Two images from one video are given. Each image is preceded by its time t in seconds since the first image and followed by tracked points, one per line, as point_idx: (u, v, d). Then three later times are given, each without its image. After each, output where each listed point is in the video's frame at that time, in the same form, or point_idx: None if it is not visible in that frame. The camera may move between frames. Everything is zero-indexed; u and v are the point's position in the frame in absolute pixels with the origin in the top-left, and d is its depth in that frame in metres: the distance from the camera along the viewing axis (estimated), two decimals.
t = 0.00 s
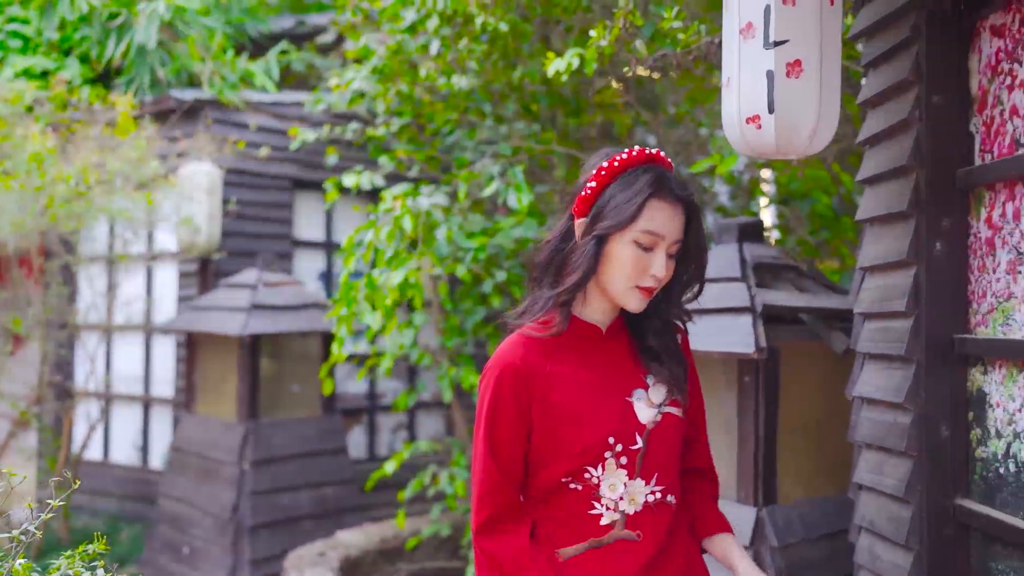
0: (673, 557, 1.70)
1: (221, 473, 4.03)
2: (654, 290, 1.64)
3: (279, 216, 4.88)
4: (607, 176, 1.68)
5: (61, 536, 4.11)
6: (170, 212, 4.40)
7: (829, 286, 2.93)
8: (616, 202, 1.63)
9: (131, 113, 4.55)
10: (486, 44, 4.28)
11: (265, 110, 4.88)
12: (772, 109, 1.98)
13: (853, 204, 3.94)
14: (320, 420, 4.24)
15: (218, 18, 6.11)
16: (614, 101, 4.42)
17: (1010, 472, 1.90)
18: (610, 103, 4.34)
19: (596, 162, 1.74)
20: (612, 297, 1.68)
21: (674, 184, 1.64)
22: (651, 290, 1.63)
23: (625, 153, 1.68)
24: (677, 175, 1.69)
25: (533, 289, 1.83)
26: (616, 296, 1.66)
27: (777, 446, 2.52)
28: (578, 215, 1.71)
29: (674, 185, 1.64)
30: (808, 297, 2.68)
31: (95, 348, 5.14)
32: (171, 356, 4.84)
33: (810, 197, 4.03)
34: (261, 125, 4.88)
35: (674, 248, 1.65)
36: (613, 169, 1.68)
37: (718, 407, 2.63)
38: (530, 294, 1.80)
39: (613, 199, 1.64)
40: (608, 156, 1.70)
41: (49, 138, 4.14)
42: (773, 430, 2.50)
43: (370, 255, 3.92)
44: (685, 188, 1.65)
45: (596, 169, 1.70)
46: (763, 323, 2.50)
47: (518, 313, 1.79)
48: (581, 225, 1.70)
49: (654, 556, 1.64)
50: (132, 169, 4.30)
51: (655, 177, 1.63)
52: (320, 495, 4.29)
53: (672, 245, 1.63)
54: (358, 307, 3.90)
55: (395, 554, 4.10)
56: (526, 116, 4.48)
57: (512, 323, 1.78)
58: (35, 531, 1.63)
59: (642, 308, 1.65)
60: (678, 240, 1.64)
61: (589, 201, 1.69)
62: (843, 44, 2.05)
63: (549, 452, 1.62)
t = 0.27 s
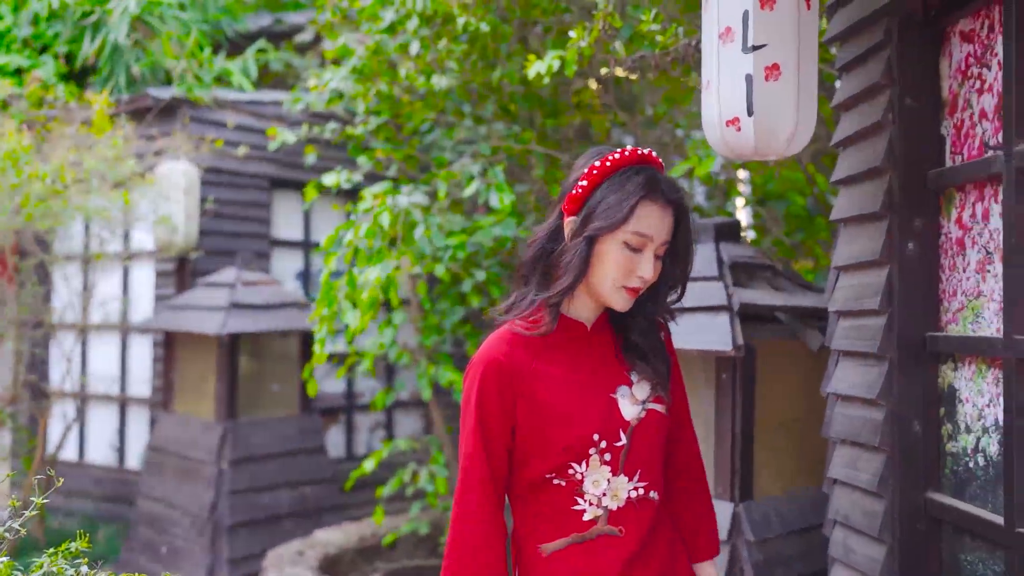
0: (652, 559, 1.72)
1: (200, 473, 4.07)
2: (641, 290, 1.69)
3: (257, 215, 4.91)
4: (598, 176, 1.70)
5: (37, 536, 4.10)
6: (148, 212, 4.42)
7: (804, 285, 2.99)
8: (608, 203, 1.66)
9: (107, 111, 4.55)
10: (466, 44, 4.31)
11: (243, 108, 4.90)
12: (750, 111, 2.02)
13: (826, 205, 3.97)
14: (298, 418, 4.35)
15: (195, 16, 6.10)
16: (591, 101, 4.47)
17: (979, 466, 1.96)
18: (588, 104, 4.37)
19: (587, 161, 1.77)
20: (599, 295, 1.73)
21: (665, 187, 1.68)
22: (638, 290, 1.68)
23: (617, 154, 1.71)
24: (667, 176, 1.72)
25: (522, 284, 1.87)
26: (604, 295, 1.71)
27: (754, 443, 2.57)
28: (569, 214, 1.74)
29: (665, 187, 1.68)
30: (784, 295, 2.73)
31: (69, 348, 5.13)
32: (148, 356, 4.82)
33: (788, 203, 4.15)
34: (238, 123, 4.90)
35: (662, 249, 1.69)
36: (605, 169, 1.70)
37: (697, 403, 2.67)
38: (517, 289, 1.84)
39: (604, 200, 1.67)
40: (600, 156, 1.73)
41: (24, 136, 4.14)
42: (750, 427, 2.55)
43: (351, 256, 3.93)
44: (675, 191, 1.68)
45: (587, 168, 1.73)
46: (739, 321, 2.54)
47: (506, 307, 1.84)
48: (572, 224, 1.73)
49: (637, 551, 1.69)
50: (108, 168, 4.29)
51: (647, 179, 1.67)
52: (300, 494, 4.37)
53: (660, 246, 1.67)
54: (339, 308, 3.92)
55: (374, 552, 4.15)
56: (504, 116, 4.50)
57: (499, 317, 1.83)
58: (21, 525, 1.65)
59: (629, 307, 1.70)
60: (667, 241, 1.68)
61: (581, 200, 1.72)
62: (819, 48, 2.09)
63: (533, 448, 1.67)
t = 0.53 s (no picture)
0: (638, 558, 1.74)
1: (183, 473, 4.10)
2: (632, 289, 1.72)
3: (240, 215, 5.02)
4: (592, 175, 1.73)
5: (19, 537, 4.11)
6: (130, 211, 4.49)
7: (784, 284, 3.03)
8: (602, 203, 1.69)
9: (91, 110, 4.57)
10: (449, 45, 4.34)
11: (226, 108, 5.04)
12: (732, 114, 2.05)
13: (806, 207, 4.11)
14: (281, 418, 4.41)
15: (177, 14, 6.10)
16: (574, 103, 4.53)
17: (954, 462, 2.01)
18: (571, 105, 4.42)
19: (580, 160, 1.80)
20: (590, 294, 1.75)
21: (658, 187, 1.71)
22: (629, 289, 1.71)
23: (611, 154, 1.74)
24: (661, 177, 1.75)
25: (513, 281, 1.89)
26: (595, 294, 1.74)
27: (735, 441, 2.61)
28: (562, 213, 1.77)
29: (658, 188, 1.71)
30: (765, 295, 2.77)
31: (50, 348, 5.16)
32: (129, 356, 4.95)
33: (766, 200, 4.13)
34: (221, 123, 5.04)
35: (654, 249, 1.72)
36: (599, 168, 1.73)
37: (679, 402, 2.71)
38: (509, 287, 1.87)
39: (598, 200, 1.70)
40: (594, 156, 1.75)
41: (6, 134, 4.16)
42: (731, 426, 2.58)
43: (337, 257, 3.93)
44: (667, 191, 1.71)
45: (581, 167, 1.75)
46: (721, 320, 2.57)
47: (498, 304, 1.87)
48: (565, 223, 1.75)
49: (623, 549, 1.71)
50: (92, 167, 4.33)
51: (640, 179, 1.69)
52: (284, 493, 4.41)
53: (652, 246, 1.70)
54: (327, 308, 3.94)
55: (357, 551, 4.16)
56: (487, 117, 4.53)
57: (491, 314, 1.86)
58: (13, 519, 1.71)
59: (619, 306, 1.73)
60: (658, 241, 1.71)
61: (574, 199, 1.74)
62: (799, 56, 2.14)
63: (521, 445, 1.71)
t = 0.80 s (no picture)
0: (628, 558, 1.78)
1: (168, 473, 4.16)
2: (625, 291, 1.74)
3: (224, 214, 5.09)
4: (588, 178, 1.76)
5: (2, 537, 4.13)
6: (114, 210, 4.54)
7: (765, 284, 3.08)
8: (597, 206, 1.71)
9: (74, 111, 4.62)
10: (435, 46, 4.36)
11: (210, 108, 5.06)
12: (714, 117, 2.09)
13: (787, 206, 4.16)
14: (265, 418, 4.49)
15: (160, 13, 6.09)
16: (558, 103, 4.59)
17: (930, 459, 2.05)
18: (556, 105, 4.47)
19: (576, 162, 1.82)
20: (584, 296, 1.78)
21: (653, 192, 1.73)
22: (622, 292, 1.73)
23: (608, 157, 1.76)
24: (656, 181, 1.78)
25: (507, 280, 1.92)
26: (588, 296, 1.76)
27: (716, 440, 2.67)
28: (557, 214, 1.79)
29: (653, 192, 1.73)
30: (747, 295, 2.81)
31: (31, 348, 5.17)
32: (113, 355, 4.93)
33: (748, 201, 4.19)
34: (205, 123, 5.06)
35: (648, 252, 1.74)
36: (595, 171, 1.75)
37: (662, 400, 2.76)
38: (503, 285, 1.90)
39: (594, 203, 1.72)
40: (591, 158, 1.78)
41: None
42: (711, 426, 2.64)
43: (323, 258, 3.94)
44: (662, 196, 1.74)
45: (578, 169, 1.77)
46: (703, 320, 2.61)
47: (493, 304, 1.90)
48: (560, 225, 1.78)
49: (613, 550, 1.75)
50: (77, 167, 4.31)
51: (636, 183, 1.72)
52: (268, 493, 4.46)
53: (647, 249, 1.72)
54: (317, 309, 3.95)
55: (342, 549, 4.18)
56: (472, 118, 4.57)
57: (485, 314, 1.89)
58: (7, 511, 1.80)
59: (612, 308, 1.75)
60: (653, 244, 1.73)
61: (570, 201, 1.77)
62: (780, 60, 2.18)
63: (513, 446, 1.74)
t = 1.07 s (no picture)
0: (625, 564, 1.80)
1: (154, 473, 4.28)
2: (621, 299, 1.76)
3: (211, 214, 5.15)
4: (587, 185, 1.78)
5: None
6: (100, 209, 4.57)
7: (751, 285, 3.11)
8: (595, 214, 1.73)
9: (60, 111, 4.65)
10: (422, 47, 4.37)
11: (196, 107, 5.13)
12: (698, 117, 2.11)
13: (771, 206, 4.20)
14: (253, 416, 4.60)
15: (145, 12, 6.09)
16: (544, 104, 4.62)
17: (909, 455, 2.09)
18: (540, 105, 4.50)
19: (576, 169, 1.85)
20: (581, 302, 1.80)
21: (650, 201, 1.76)
22: (618, 299, 1.76)
23: (606, 165, 1.79)
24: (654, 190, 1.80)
25: (505, 286, 1.94)
26: (585, 303, 1.78)
27: (700, 437, 2.73)
28: (555, 221, 1.81)
29: (650, 202, 1.76)
30: (731, 294, 2.84)
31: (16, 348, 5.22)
32: (98, 355, 4.98)
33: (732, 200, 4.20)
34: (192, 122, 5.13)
35: (645, 260, 1.76)
36: (594, 179, 1.78)
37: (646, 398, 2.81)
38: (501, 291, 1.92)
39: (592, 210, 1.74)
40: (590, 166, 1.80)
41: None
42: (695, 424, 2.69)
43: (311, 258, 3.94)
44: (660, 205, 1.77)
45: (577, 177, 1.80)
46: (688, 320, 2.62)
47: (491, 308, 1.92)
48: (558, 231, 1.80)
49: (611, 555, 1.77)
50: (63, 167, 4.38)
51: (634, 192, 1.75)
52: (254, 491, 4.61)
53: (644, 258, 1.75)
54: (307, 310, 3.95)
55: (329, 548, 4.20)
56: (459, 118, 4.59)
57: (482, 319, 1.91)
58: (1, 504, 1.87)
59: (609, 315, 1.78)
60: (650, 253, 1.76)
61: (568, 209, 1.79)
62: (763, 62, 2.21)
63: (512, 450, 1.77)
